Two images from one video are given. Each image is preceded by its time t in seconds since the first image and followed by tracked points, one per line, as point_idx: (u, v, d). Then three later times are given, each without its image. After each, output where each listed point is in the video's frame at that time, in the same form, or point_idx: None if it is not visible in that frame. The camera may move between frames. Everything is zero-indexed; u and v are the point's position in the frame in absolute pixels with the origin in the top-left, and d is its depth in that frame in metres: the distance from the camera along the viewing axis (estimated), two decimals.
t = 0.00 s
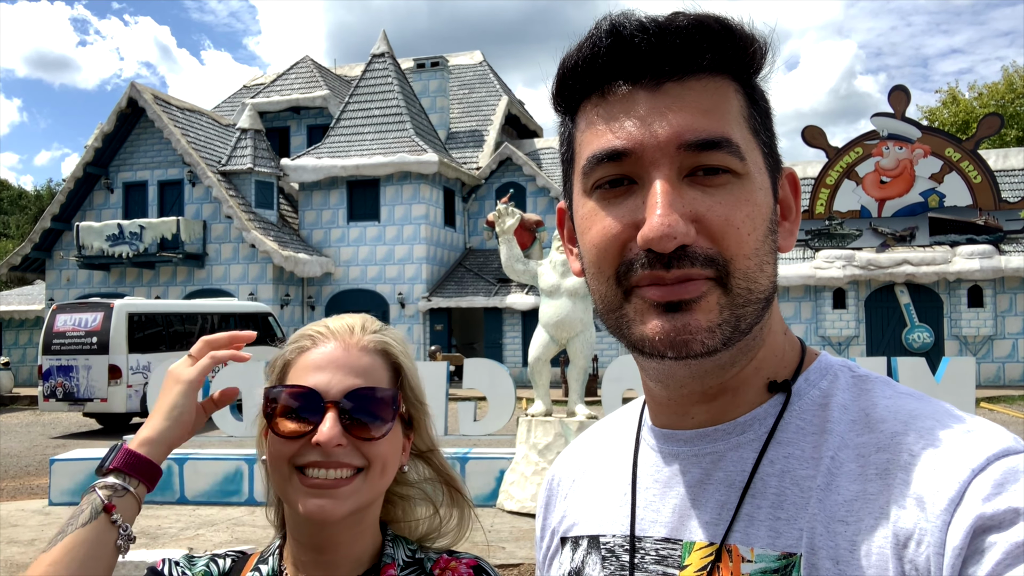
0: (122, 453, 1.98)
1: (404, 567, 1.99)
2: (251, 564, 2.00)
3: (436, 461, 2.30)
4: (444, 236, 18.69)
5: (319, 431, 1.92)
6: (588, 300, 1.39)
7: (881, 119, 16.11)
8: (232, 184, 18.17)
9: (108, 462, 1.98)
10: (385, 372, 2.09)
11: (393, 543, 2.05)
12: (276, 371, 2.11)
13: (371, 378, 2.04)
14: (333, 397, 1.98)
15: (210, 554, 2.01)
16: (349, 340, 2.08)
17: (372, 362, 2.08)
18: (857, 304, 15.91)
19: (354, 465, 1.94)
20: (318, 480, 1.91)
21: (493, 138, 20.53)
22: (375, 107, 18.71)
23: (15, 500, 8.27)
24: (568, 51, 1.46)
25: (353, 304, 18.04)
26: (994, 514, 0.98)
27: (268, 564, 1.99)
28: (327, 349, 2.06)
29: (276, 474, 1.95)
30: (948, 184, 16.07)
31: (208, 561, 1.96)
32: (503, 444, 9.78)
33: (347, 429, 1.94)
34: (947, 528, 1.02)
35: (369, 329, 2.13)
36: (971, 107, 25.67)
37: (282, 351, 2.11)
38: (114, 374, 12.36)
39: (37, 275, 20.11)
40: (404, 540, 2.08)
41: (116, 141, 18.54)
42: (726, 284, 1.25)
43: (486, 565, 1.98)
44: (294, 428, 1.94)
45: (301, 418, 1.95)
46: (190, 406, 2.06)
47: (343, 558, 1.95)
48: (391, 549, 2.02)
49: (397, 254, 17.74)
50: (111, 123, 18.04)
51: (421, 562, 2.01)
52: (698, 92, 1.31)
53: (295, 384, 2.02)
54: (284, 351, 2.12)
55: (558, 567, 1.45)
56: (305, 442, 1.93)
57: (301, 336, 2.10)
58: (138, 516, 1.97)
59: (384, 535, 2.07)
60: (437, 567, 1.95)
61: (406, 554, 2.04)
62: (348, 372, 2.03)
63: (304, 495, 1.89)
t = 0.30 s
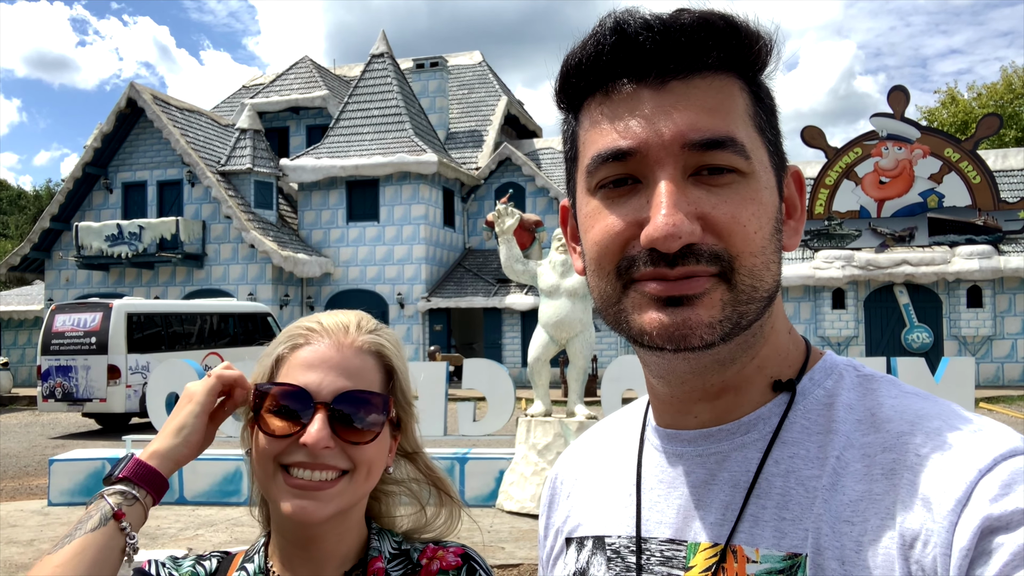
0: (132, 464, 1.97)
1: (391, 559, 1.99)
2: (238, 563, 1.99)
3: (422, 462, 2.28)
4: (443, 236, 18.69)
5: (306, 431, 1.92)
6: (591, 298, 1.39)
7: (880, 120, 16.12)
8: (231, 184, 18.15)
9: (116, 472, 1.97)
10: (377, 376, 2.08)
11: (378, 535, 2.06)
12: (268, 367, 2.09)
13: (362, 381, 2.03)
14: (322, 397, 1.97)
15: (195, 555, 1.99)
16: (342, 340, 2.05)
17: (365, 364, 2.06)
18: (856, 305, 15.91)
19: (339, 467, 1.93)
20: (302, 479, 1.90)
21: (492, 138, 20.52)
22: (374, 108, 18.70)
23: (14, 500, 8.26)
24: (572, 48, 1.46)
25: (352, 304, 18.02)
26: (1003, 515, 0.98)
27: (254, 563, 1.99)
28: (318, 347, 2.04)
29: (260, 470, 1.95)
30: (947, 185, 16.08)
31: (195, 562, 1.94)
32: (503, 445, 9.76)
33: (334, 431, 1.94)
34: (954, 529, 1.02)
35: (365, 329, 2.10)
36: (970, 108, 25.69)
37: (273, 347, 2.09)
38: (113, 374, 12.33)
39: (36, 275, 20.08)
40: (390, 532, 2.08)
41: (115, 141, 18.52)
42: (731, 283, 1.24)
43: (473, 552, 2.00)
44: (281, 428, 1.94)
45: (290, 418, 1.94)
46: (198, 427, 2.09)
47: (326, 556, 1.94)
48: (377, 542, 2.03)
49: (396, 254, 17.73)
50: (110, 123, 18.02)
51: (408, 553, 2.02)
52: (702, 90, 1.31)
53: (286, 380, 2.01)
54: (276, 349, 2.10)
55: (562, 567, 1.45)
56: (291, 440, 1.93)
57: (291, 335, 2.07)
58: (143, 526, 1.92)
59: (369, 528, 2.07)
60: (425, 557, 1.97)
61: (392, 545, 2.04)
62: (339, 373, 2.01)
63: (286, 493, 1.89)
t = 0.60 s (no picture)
0: None
1: (392, 560, 1.93)
2: (230, 557, 1.99)
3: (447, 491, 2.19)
4: (442, 236, 18.68)
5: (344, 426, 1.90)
6: (595, 293, 1.39)
7: (878, 120, 16.13)
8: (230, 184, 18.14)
9: None
10: (428, 400, 2.05)
11: (383, 536, 1.98)
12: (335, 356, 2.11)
13: (415, 402, 2.01)
14: (373, 401, 1.96)
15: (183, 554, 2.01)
16: (410, 353, 2.05)
17: (423, 386, 2.04)
18: (855, 305, 15.92)
19: (359, 472, 1.89)
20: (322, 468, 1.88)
21: (491, 138, 20.53)
22: (373, 108, 18.69)
23: (13, 500, 8.26)
24: (582, 42, 1.46)
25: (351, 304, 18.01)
26: (1007, 508, 0.98)
27: (247, 558, 1.98)
28: (386, 354, 2.04)
29: (291, 445, 1.95)
30: (946, 185, 16.09)
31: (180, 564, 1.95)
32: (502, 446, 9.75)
33: (370, 436, 1.91)
34: (957, 521, 1.02)
35: (437, 355, 2.09)
36: (969, 108, 25.71)
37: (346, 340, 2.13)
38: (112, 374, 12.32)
39: (35, 275, 20.07)
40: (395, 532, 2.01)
41: (114, 141, 18.52)
42: (739, 280, 1.25)
43: (473, 554, 1.93)
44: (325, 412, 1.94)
45: (339, 405, 1.94)
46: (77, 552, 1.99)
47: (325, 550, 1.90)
48: (380, 542, 1.95)
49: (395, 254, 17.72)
50: (109, 123, 18.01)
51: (410, 554, 1.95)
52: (712, 85, 1.31)
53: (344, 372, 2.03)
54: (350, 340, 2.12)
55: (560, 557, 1.45)
56: (328, 428, 1.93)
57: (370, 333, 2.11)
58: None
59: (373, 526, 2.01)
60: (425, 558, 1.91)
61: (394, 546, 1.98)
62: (397, 385, 1.99)
63: (304, 476, 1.88)
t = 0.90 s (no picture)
0: None
1: (395, 554, 1.91)
2: (226, 550, 1.98)
3: (450, 481, 2.18)
4: (442, 238, 18.68)
5: (342, 428, 1.88)
6: (603, 282, 1.40)
7: (878, 123, 16.15)
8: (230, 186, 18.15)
9: None
10: (425, 395, 2.02)
11: (385, 529, 1.97)
12: (327, 351, 2.07)
13: (412, 397, 1.99)
14: (370, 400, 1.93)
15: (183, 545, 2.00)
16: (404, 348, 2.01)
17: (421, 381, 2.01)
18: (855, 307, 15.91)
19: (358, 473, 1.88)
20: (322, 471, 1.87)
21: (491, 141, 20.55)
22: (373, 110, 18.70)
23: (12, 502, 8.24)
24: (591, 30, 1.47)
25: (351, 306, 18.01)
26: (1015, 495, 0.98)
27: (242, 552, 1.97)
28: (380, 349, 2.00)
29: (287, 447, 1.93)
30: (945, 188, 16.11)
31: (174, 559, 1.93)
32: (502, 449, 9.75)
33: (368, 437, 1.90)
34: (965, 508, 1.02)
35: (434, 347, 2.04)
36: (968, 111, 25.74)
37: (339, 332, 2.07)
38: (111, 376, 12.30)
39: (35, 277, 20.05)
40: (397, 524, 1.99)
41: (114, 144, 18.53)
42: (748, 269, 1.25)
43: (482, 555, 1.89)
44: (320, 414, 1.92)
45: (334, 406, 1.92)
46: None
47: (326, 548, 1.90)
48: (382, 536, 1.94)
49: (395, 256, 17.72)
50: (109, 125, 18.03)
51: (413, 548, 1.93)
52: (722, 74, 1.31)
53: (339, 368, 1.99)
54: (342, 334, 2.07)
55: (560, 545, 1.45)
56: (325, 431, 1.90)
57: (363, 326, 2.06)
58: None
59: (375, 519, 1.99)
60: (430, 556, 1.88)
61: (397, 539, 1.96)
62: (394, 382, 1.97)
63: (304, 479, 1.87)
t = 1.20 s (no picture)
0: None
1: (373, 553, 1.91)
2: (192, 567, 1.89)
3: (415, 480, 2.15)
4: (442, 247, 18.69)
5: (311, 437, 1.80)
6: (603, 286, 1.40)
7: (877, 132, 16.19)
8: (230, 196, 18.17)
9: None
10: (395, 403, 1.95)
11: (359, 527, 1.96)
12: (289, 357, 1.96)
13: (379, 404, 1.91)
14: (338, 409, 1.86)
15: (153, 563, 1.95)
16: (370, 354, 1.92)
17: (390, 387, 1.93)
18: (855, 316, 15.91)
19: (324, 483, 1.80)
20: (290, 480, 1.79)
21: (490, 150, 20.60)
22: (373, 120, 18.75)
23: (10, 512, 8.20)
24: (597, 35, 1.48)
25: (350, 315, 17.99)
26: (1015, 503, 0.98)
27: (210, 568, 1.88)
28: (348, 355, 1.91)
29: (252, 458, 1.83)
30: (944, 197, 16.14)
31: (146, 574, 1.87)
32: (501, 458, 9.73)
33: (338, 446, 1.83)
34: (966, 516, 1.02)
35: (402, 350, 1.96)
36: (967, 121, 25.81)
37: (304, 339, 1.97)
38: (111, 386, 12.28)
39: (34, 286, 20.04)
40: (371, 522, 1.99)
41: (114, 153, 18.57)
42: (750, 274, 1.25)
43: (460, 549, 1.91)
44: (285, 423, 1.83)
45: (298, 415, 1.83)
46: None
47: (296, 555, 1.84)
48: (357, 536, 1.93)
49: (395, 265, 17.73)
50: (109, 135, 18.07)
51: (389, 545, 1.93)
52: (727, 82, 1.32)
53: (303, 375, 1.91)
54: (304, 339, 1.96)
55: (563, 555, 1.45)
56: (293, 440, 1.81)
57: (329, 331, 1.96)
58: None
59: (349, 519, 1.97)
60: (409, 552, 1.88)
61: (371, 539, 1.95)
62: (363, 389, 1.89)
63: (268, 491, 1.78)
